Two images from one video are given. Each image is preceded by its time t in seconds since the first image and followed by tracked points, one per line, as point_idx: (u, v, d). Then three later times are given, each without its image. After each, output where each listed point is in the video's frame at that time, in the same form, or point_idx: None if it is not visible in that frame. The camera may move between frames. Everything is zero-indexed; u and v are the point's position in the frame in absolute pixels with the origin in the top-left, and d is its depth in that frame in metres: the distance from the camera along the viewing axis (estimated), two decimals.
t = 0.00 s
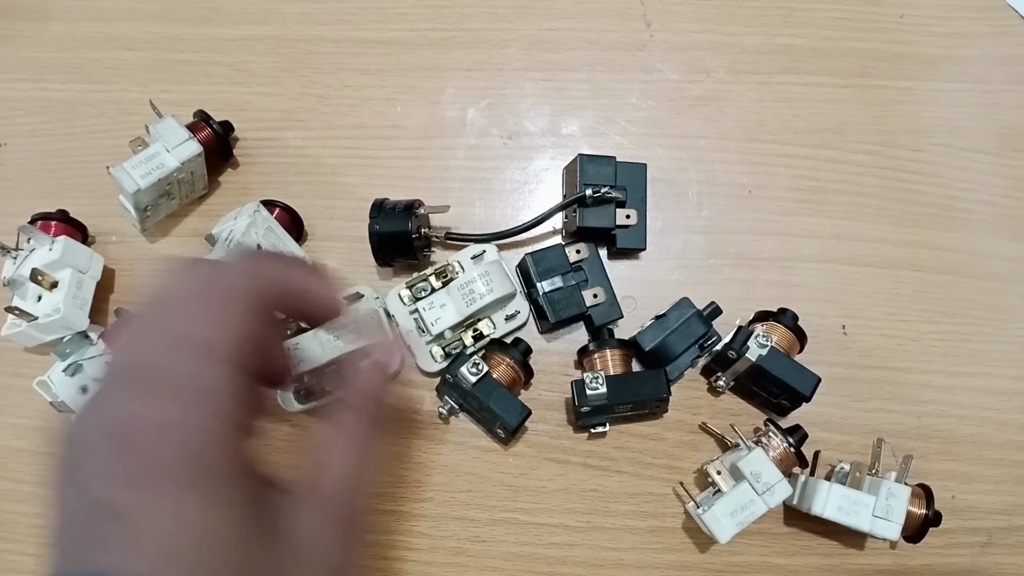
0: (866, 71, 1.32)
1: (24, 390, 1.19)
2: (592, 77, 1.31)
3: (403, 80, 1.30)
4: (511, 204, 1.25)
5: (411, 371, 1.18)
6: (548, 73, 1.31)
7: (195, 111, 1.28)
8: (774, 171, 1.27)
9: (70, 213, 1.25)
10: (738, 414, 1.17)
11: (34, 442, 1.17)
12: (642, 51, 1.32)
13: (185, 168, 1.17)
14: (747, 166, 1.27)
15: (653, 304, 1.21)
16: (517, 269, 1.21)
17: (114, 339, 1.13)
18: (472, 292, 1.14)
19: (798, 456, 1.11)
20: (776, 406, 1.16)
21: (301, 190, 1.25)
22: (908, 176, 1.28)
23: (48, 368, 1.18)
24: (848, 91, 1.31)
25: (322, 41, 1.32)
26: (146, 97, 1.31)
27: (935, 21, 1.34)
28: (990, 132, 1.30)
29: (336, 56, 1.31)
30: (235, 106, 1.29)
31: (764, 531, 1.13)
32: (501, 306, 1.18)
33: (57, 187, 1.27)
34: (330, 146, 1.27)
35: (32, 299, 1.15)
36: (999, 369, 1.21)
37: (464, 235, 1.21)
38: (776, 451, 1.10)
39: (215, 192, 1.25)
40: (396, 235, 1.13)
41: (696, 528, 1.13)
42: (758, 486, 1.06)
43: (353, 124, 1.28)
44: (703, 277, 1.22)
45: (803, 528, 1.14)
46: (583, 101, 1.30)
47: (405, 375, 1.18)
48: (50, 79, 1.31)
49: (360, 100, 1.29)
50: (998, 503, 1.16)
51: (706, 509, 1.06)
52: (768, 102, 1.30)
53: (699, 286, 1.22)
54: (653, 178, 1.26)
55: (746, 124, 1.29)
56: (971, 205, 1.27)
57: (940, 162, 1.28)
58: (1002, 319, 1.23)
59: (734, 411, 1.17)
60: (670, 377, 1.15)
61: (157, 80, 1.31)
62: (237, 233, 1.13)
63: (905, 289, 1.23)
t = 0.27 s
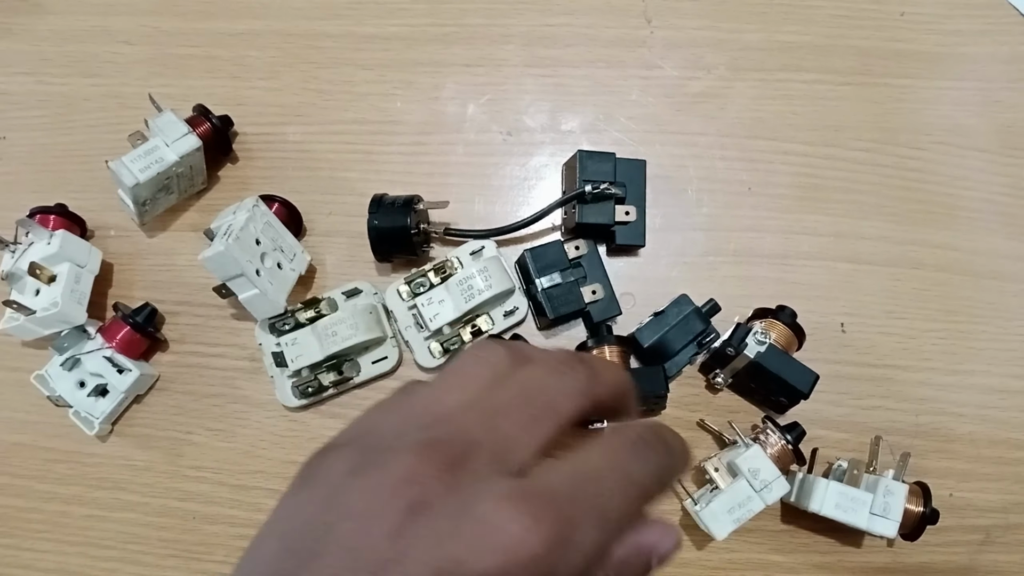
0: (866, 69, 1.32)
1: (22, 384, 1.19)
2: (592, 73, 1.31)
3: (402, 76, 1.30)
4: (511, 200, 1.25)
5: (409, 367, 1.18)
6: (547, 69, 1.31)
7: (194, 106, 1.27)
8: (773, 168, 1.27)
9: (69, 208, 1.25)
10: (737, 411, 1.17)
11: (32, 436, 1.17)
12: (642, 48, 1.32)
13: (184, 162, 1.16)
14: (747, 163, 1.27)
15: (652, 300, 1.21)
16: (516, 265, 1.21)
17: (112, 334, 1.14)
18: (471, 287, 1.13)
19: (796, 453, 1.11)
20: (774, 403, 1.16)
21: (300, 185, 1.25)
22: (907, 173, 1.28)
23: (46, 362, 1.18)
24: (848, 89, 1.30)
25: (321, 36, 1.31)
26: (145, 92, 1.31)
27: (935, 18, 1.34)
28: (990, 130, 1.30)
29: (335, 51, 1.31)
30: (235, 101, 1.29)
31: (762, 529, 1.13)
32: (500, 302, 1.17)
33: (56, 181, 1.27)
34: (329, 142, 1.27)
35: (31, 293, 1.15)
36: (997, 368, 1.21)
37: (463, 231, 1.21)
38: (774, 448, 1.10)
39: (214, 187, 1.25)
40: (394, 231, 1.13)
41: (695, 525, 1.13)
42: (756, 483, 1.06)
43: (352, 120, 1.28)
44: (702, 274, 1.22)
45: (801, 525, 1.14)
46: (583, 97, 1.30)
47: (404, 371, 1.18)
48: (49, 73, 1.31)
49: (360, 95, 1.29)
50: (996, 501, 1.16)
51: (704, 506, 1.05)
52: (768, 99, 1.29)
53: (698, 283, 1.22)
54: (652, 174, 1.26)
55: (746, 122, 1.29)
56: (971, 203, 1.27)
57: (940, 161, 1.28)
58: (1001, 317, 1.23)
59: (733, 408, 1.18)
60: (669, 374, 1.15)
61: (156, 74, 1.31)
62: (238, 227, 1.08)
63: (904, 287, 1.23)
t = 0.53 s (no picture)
0: (861, 66, 1.31)
1: (19, 386, 1.19)
2: (587, 72, 1.31)
3: (397, 76, 1.30)
4: (507, 200, 1.25)
5: (406, 367, 1.18)
6: (542, 68, 1.31)
7: (189, 107, 1.27)
8: (769, 166, 1.27)
9: (65, 210, 1.25)
10: (733, 409, 1.18)
11: (29, 438, 1.17)
12: (637, 46, 1.32)
13: (179, 164, 1.16)
14: (743, 161, 1.27)
15: (648, 299, 1.21)
16: (512, 265, 1.21)
17: (109, 336, 1.14)
18: (467, 287, 1.13)
19: (794, 451, 1.10)
20: (772, 401, 1.15)
21: (296, 187, 1.25)
22: (903, 170, 1.28)
23: (43, 364, 1.18)
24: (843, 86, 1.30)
25: (317, 37, 1.31)
26: (140, 94, 1.31)
27: (930, 15, 1.34)
28: (986, 126, 1.30)
29: (330, 52, 1.31)
30: (230, 102, 1.29)
31: (760, 527, 1.13)
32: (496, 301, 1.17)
33: (51, 184, 1.27)
34: (324, 143, 1.27)
35: (27, 296, 1.15)
36: (995, 364, 1.21)
37: (458, 230, 1.21)
38: (771, 445, 1.10)
39: (210, 188, 1.25)
40: (391, 231, 1.13)
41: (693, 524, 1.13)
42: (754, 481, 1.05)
43: (347, 120, 1.28)
44: (699, 272, 1.22)
45: (799, 523, 1.14)
46: (578, 96, 1.30)
47: (400, 371, 1.18)
48: (44, 76, 1.31)
49: (355, 96, 1.29)
50: (995, 498, 1.16)
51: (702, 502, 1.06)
52: (764, 97, 1.29)
53: (695, 281, 1.22)
54: (648, 173, 1.26)
55: (741, 119, 1.29)
56: (967, 200, 1.27)
57: (936, 157, 1.28)
58: (998, 314, 1.22)
59: (730, 406, 1.18)
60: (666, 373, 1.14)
61: (152, 76, 1.31)
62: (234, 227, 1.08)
63: (901, 284, 1.23)
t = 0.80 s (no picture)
0: (861, 63, 1.31)
1: (15, 384, 1.18)
2: (586, 69, 1.30)
3: (395, 73, 1.29)
4: (506, 197, 1.25)
5: (404, 366, 1.18)
6: (541, 64, 1.30)
7: (186, 104, 1.27)
8: (769, 163, 1.26)
9: (61, 208, 1.24)
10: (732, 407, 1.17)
11: (25, 437, 1.16)
12: (636, 42, 1.31)
13: (176, 161, 1.16)
14: (742, 158, 1.26)
15: (647, 296, 1.20)
16: (511, 263, 1.21)
17: (105, 334, 1.13)
18: (465, 285, 1.12)
19: (802, 440, 1.10)
20: (772, 399, 1.15)
21: (293, 184, 1.24)
22: (903, 167, 1.27)
23: (39, 362, 1.18)
24: (843, 83, 1.30)
25: (314, 33, 1.31)
26: (137, 91, 1.30)
27: (931, 11, 1.33)
28: (986, 123, 1.29)
29: (328, 48, 1.30)
30: (227, 99, 1.29)
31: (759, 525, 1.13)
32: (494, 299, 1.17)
33: (48, 181, 1.26)
34: (322, 140, 1.26)
35: (22, 294, 1.14)
36: (995, 362, 1.20)
37: (456, 227, 1.21)
38: (783, 432, 1.09)
39: (207, 185, 1.25)
40: (388, 229, 1.12)
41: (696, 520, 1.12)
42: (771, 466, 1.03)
43: (345, 117, 1.27)
44: (698, 269, 1.22)
45: (799, 521, 1.13)
46: (577, 93, 1.29)
47: (398, 369, 1.17)
48: (40, 73, 1.30)
49: (352, 92, 1.28)
50: (994, 496, 1.15)
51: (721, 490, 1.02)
52: (764, 94, 1.29)
53: (694, 278, 1.21)
54: (647, 170, 1.26)
55: (741, 116, 1.28)
56: (967, 197, 1.26)
57: (935, 154, 1.28)
58: (997, 311, 1.22)
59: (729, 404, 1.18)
60: (666, 371, 1.12)
61: (148, 73, 1.31)
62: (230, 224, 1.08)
63: (900, 282, 1.22)
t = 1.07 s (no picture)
0: (860, 54, 1.30)
1: (12, 378, 1.18)
2: (584, 60, 1.30)
3: (393, 64, 1.28)
4: (505, 189, 1.24)
5: (402, 358, 1.17)
6: (539, 55, 1.29)
7: (182, 96, 1.26)
8: (768, 155, 1.25)
9: (57, 200, 1.23)
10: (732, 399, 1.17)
11: (22, 430, 1.16)
12: (635, 33, 1.30)
13: (173, 152, 1.15)
14: (741, 150, 1.26)
15: (647, 289, 1.20)
16: (510, 255, 1.20)
17: (102, 327, 1.13)
18: (464, 277, 1.12)
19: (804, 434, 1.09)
20: (771, 390, 1.15)
21: (291, 176, 1.24)
22: (903, 159, 1.27)
23: (36, 355, 1.17)
24: (843, 74, 1.29)
25: (311, 24, 1.30)
26: (133, 83, 1.30)
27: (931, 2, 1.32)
28: (986, 115, 1.29)
29: (324, 40, 1.29)
30: (224, 91, 1.28)
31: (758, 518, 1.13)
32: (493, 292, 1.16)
33: (44, 174, 1.25)
34: (319, 131, 1.26)
35: (19, 287, 1.14)
36: (994, 354, 1.20)
37: (455, 220, 1.20)
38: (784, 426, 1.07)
39: (204, 178, 1.24)
40: (386, 220, 1.12)
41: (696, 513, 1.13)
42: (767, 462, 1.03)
43: (342, 109, 1.27)
44: (698, 261, 1.21)
45: (798, 514, 1.13)
46: (576, 84, 1.29)
47: (397, 362, 1.17)
48: (36, 64, 1.29)
49: (349, 84, 1.27)
50: (993, 488, 1.15)
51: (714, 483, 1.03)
52: (763, 85, 1.28)
53: (693, 271, 1.21)
54: (647, 162, 1.25)
55: (740, 108, 1.27)
56: (967, 189, 1.26)
57: (935, 146, 1.27)
58: (996, 303, 1.22)
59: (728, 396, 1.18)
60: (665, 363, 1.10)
61: (145, 64, 1.30)
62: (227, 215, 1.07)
63: (900, 273, 1.22)
